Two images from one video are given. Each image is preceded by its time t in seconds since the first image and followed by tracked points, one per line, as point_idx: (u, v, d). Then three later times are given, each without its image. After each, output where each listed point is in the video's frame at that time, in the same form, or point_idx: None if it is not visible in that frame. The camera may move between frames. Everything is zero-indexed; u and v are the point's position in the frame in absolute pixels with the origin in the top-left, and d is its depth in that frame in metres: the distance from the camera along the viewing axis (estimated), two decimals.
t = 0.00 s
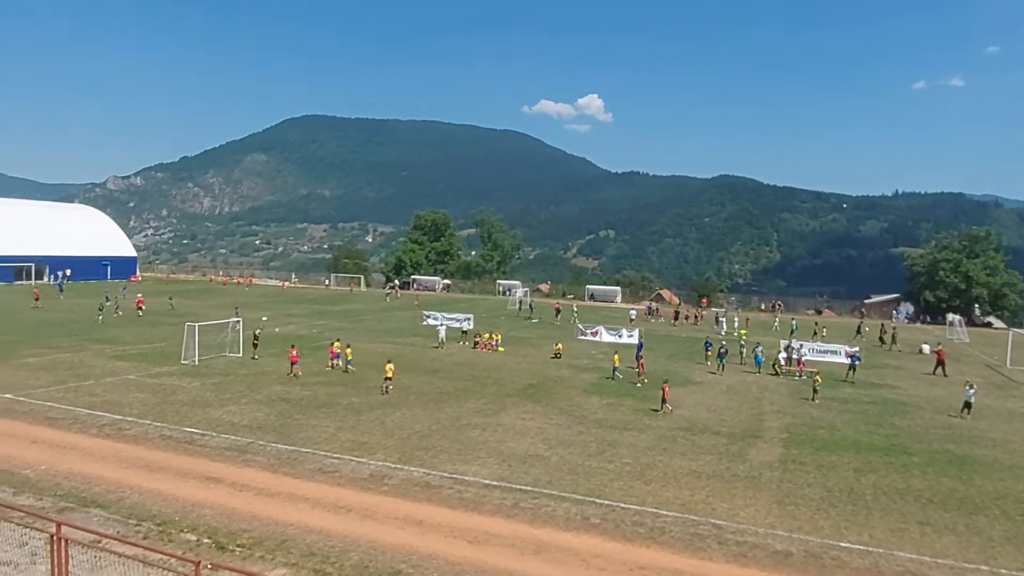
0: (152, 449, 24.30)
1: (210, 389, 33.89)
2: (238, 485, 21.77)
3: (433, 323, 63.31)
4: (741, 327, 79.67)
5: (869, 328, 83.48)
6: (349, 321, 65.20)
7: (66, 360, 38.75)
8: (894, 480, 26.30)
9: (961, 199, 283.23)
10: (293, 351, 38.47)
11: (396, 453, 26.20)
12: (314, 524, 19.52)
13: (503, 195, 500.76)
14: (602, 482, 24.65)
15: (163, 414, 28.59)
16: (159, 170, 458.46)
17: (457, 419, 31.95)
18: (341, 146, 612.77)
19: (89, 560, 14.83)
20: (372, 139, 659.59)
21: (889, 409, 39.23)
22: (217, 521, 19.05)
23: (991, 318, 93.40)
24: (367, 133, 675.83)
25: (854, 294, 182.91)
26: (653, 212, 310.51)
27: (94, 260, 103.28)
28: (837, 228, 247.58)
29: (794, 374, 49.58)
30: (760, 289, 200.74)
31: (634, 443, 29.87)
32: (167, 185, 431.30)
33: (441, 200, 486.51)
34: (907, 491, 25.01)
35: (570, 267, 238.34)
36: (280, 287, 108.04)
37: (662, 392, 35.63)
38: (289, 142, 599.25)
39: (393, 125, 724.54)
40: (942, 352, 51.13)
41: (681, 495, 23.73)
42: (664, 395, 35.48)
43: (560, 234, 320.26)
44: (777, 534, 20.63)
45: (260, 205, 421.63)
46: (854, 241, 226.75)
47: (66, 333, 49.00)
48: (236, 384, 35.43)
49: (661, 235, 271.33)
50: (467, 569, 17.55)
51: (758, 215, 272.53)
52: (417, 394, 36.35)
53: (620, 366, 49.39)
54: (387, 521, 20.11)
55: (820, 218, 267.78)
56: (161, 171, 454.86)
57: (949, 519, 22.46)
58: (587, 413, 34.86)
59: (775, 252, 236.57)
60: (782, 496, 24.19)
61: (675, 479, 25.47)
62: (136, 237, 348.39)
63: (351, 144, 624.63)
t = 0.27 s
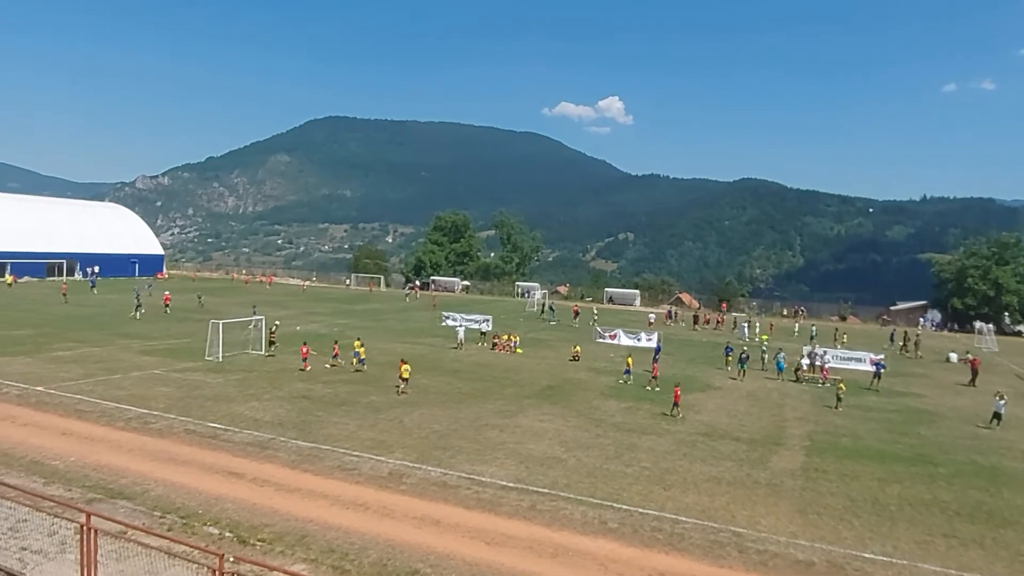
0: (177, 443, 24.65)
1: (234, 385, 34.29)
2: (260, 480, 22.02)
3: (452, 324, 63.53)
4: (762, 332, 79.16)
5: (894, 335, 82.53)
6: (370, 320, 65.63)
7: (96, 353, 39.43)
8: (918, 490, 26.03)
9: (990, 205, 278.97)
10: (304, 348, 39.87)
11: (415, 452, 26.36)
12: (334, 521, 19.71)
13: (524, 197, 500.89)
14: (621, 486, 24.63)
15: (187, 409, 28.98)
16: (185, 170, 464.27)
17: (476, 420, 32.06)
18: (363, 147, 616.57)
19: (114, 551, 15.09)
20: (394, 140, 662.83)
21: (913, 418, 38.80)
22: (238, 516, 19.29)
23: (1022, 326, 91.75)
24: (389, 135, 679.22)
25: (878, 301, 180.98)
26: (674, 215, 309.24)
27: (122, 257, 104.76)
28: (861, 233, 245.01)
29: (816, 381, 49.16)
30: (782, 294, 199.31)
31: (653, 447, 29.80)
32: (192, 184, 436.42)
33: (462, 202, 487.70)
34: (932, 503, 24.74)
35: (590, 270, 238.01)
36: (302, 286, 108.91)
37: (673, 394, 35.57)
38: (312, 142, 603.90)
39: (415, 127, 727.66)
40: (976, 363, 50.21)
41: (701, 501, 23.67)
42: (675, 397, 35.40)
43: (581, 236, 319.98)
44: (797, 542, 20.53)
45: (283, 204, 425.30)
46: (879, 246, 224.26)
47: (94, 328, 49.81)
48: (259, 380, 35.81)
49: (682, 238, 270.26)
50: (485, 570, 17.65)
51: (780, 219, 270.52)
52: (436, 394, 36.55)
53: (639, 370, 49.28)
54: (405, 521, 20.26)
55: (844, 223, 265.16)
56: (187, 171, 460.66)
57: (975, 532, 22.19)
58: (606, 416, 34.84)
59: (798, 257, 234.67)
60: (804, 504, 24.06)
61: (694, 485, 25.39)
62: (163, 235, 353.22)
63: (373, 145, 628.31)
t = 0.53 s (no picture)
0: (192, 438, 24.85)
1: (248, 381, 34.52)
2: (274, 475, 22.16)
3: (464, 321, 63.62)
4: (775, 330, 78.84)
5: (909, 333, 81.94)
6: (382, 317, 65.84)
7: (113, 349, 39.81)
8: (935, 491, 25.86)
9: (1008, 202, 276.05)
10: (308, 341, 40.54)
11: (427, 448, 26.45)
12: (348, 516, 19.82)
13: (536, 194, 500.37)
14: (633, 484, 24.63)
15: (203, 404, 29.21)
16: (199, 167, 467.23)
17: (489, 417, 32.12)
18: (376, 144, 618.00)
19: (131, 544, 15.24)
20: (406, 138, 664.11)
21: (929, 418, 38.55)
22: (253, 510, 19.44)
23: None
24: (401, 132, 680.10)
25: (893, 299, 179.78)
26: (686, 212, 308.14)
27: (138, 254, 105.59)
28: (876, 230, 243.23)
29: (831, 380, 48.87)
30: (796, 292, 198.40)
31: (665, 445, 29.77)
32: (206, 182, 439.41)
33: (474, 199, 488.08)
34: (949, 503, 24.58)
35: (601, 267, 237.87)
36: (314, 283, 109.41)
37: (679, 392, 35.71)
38: (325, 140, 605.95)
39: (427, 124, 728.51)
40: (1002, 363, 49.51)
41: (714, 500, 23.64)
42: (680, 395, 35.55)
43: (593, 233, 319.64)
44: (812, 542, 20.47)
45: (296, 202, 427.14)
46: (894, 244, 222.57)
47: (111, 324, 50.26)
48: (273, 377, 36.02)
49: (694, 236, 269.41)
50: (497, 567, 17.70)
51: (794, 216, 269.05)
52: (448, 391, 36.64)
53: (650, 367, 49.19)
54: (417, 517, 20.33)
55: (860, 220, 263.41)
56: (201, 169, 463.77)
57: (992, 533, 22.04)
58: (618, 414, 34.83)
59: (812, 254, 233.42)
60: (818, 504, 23.96)
61: (708, 483, 25.35)
62: (177, 232, 355.61)
63: (385, 142, 629.79)
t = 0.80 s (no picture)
0: (231, 451, 25.25)
1: (285, 395, 34.96)
2: (310, 489, 22.39)
3: (497, 336, 63.67)
4: (814, 348, 77.55)
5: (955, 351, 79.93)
6: (416, 333, 66.25)
7: (156, 363, 40.62)
8: (983, 516, 25.17)
9: None
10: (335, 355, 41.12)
11: (461, 464, 26.51)
12: (382, 531, 19.94)
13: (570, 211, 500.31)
14: (669, 504, 24.37)
15: (241, 418, 29.65)
16: (239, 186, 476.52)
17: (522, 433, 32.09)
18: (411, 161, 624.37)
19: (171, 556, 15.55)
20: (441, 155, 670.33)
21: (977, 439, 37.52)
22: (289, 524, 19.64)
23: None
24: (436, 150, 686.37)
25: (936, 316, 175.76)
26: (722, 228, 305.41)
27: (181, 270, 107.85)
28: (919, 246, 238.41)
29: (873, 400, 47.87)
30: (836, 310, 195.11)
31: (701, 465, 29.43)
32: (246, 200, 448.25)
33: (508, 215, 489.83)
34: (999, 529, 23.88)
35: (636, 283, 236.76)
36: (350, 299, 110.48)
37: (710, 410, 35.38)
38: (361, 158, 613.95)
39: (461, 142, 734.51)
40: None
41: (752, 522, 23.30)
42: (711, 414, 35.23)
43: (627, 249, 318.42)
44: (854, 567, 20.06)
45: (333, 219, 432.97)
46: (938, 260, 217.86)
47: (153, 338, 51.32)
48: (309, 391, 36.42)
49: (730, 252, 266.91)
50: None
51: (833, 231, 265.04)
52: (482, 407, 36.63)
53: (686, 385, 48.68)
54: (451, 533, 20.36)
55: (901, 235, 258.37)
56: (241, 188, 472.95)
57: None
58: (653, 432, 34.54)
59: (853, 270, 229.46)
60: (860, 527, 23.47)
61: (746, 504, 25.01)
62: (217, 249, 362.59)
63: (420, 159, 635.91)
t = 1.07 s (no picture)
0: (265, 465, 25.55)
1: (318, 410, 35.31)
2: (342, 504, 22.54)
3: (528, 352, 63.64)
4: (852, 364, 76.27)
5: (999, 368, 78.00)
6: (448, 349, 66.51)
7: (192, 378, 41.32)
8: None
9: None
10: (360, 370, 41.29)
11: (492, 480, 26.49)
12: (413, 547, 19.97)
13: (601, 226, 499.41)
14: (703, 522, 24.08)
15: (274, 432, 29.99)
16: (274, 204, 484.16)
17: (553, 449, 31.98)
18: (442, 178, 629.16)
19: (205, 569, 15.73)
20: (472, 172, 674.24)
21: (1022, 459, 36.51)
22: (321, 538, 19.78)
23: None
24: (467, 167, 690.92)
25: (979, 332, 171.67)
26: (755, 242, 302.38)
27: (217, 287, 109.89)
28: (959, 259, 233.47)
29: (913, 418, 46.87)
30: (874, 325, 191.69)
31: (736, 483, 29.04)
32: (280, 218, 454.92)
33: (539, 231, 490.34)
34: None
35: (668, 299, 235.01)
36: (382, 315, 111.37)
37: (741, 426, 34.94)
38: (393, 175, 620.22)
39: (492, 158, 738.50)
40: None
41: (788, 541, 22.90)
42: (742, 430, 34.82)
43: (659, 265, 316.46)
44: None
45: (366, 236, 437.43)
46: (979, 274, 213.04)
47: (190, 353, 52.23)
48: (341, 406, 36.77)
49: (763, 267, 264.15)
50: None
51: (870, 246, 260.87)
52: (513, 423, 36.60)
53: (719, 402, 48.12)
54: (482, 549, 20.33)
55: (941, 249, 253.33)
56: (276, 206, 480.43)
57: None
58: (686, 449, 34.20)
59: (890, 285, 225.39)
60: (900, 548, 22.95)
61: (781, 523, 24.58)
62: (253, 266, 368.25)
63: (452, 177, 640.50)
